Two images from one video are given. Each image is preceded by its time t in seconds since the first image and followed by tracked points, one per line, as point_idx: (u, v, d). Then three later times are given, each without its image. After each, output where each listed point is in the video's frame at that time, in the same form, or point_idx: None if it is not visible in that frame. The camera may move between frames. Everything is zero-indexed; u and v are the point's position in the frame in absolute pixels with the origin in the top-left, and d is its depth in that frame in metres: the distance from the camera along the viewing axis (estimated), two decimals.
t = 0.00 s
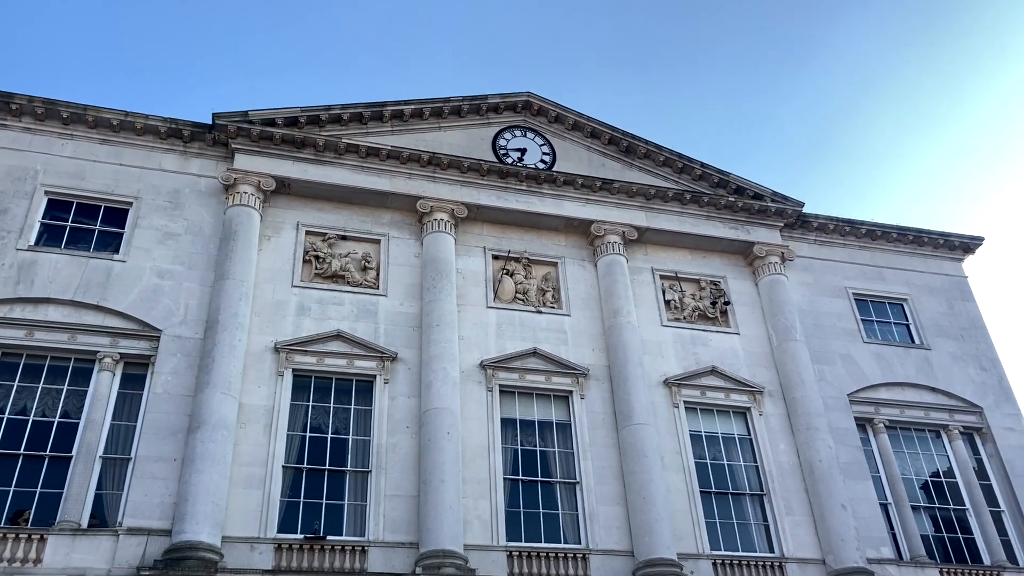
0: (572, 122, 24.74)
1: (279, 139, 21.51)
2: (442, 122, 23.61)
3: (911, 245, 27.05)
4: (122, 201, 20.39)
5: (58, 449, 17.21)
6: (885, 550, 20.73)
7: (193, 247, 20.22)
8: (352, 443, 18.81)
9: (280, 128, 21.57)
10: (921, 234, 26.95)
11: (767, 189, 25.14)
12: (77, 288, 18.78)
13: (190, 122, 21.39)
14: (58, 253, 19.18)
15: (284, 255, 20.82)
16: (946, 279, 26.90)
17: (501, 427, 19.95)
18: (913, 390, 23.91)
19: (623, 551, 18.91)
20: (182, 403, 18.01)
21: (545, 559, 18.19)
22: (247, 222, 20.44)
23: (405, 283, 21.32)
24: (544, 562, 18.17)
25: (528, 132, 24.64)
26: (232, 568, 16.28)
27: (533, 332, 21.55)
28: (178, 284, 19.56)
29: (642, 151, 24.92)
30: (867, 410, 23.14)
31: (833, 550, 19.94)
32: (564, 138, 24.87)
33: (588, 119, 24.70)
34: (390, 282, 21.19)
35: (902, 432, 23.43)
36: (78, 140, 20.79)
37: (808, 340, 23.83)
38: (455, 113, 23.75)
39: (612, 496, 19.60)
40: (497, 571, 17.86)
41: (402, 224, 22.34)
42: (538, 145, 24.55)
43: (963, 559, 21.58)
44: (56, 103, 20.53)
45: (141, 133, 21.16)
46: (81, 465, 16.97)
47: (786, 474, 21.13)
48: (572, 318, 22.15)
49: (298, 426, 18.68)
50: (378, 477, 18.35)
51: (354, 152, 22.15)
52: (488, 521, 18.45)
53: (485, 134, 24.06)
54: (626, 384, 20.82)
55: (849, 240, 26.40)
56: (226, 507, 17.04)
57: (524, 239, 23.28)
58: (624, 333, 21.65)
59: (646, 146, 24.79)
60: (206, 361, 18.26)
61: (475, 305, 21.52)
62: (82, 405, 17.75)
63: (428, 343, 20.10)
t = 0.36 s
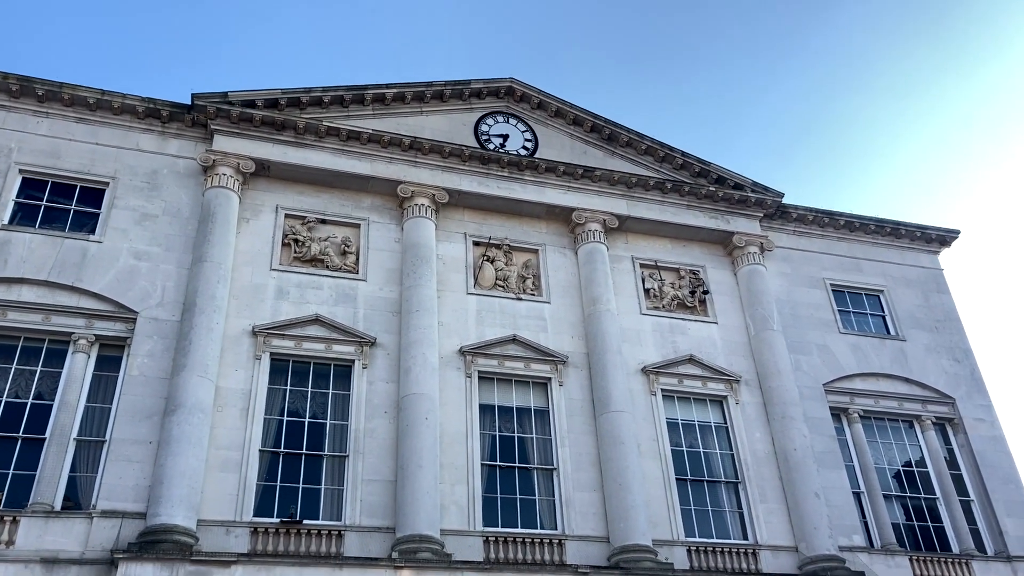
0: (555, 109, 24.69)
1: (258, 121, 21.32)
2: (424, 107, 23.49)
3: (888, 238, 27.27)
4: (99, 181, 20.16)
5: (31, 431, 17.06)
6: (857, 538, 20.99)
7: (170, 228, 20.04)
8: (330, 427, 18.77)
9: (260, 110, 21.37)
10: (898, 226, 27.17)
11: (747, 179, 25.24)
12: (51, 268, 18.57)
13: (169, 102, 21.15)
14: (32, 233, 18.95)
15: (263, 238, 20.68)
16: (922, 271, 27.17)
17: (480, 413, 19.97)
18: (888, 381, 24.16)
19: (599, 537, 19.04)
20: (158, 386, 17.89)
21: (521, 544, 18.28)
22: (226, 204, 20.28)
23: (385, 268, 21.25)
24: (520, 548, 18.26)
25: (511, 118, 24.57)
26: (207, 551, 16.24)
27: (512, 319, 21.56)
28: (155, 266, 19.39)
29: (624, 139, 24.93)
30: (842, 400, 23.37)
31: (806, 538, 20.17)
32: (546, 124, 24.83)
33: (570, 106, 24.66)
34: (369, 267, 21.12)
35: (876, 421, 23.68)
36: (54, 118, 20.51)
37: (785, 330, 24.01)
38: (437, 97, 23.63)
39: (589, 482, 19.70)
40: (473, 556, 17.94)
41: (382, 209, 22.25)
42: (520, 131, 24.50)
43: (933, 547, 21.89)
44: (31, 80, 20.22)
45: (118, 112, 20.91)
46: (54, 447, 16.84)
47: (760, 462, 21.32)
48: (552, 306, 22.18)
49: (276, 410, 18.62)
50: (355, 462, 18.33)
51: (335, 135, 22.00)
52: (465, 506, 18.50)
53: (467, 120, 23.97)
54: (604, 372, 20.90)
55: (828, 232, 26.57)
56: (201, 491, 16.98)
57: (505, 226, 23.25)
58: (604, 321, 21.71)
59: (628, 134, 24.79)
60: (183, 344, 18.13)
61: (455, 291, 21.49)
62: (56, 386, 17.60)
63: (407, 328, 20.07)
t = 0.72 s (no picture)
0: (538, 94, 24.62)
1: (238, 100, 21.11)
2: (405, 89, 23.34)
3: (866, 229, 27.48)
4: (74, 158, 19.91)
5: (3, 410, 16.91)
6: (828, 525, 21.26)
7: (147, 207, 19.84)
8: (307, 410, 18.73)
9: (240, 89, 21.16)
10: (876, 218, 27.38)
11: (728, 168, 25.32)
12: (25, 246, 18.35)
13: (147, 79, 20.89)
14: (6, 209, 18.70)
15: (241, 218, 20.53)
16: (899, 263, 27.41)
17: (457, 398, 19.98)
18: (862, 370, 24.41)
19: (574, 521, 19.16)
20: (133, 366, 17.76)
21: (496, 528, 18.36)
22: (204, 184, 20.09)
23: (364, 251, 21.17)
24: (496, 531, 18.35)
25: (493, 103, 24.48)
26: (181, 532, 16.19)
27: (491, 304, 21.56)
28: (131, 245, 19.20)
29: (606, 126, 24.91)
30: (817, 389, 23.58)
31: (778, 524, 20.39)
32: (529, 109, 24.76)
33: (553, 91, 24.59)
34: (348, 250, 21.02)
35: (850, 410, 23.92)
36: (29, 93, 20.21)
37: (763, 318, 24.17)
38: (419, 80, 23.49)
39: (565, 467, 19.80)
40: (449, 539, 17.99)
41: (362, 191, 22.13)
42: (502, 115, 24.42)
43: (902, 535, 22.21)
44: (5, 54, 19.90)
45: (95, 88, 20.63)
46: (26, 426, 16.70)
47: (735, 449, 21.50)
48: (531, 291, 22.19)
49: (252, 392, 18.54)
50: (331, 445, 18.30)
51: (316, 116, 21.82)
52: (441, 489, 18.53)
53: (449, 103, 23.86)
54: (582, 358, 20.96)
55: (806, 221, 26.73)
56: (176, 472, 16.90)
57: (485, 210, 23.20)
58: (582, 307, 21.75)
59: (610, 120, 24.78)
60: (159, 324, 17.99)
61: (435, 275, 21.44)
62: (29, 365, 17.43)
63: (386, 312, 20.01)
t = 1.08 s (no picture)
0: (514, 77, 24.52)
1: (210, 75, 20.81)
2: (380, 68, 23.14)
3: (836, 219, 27.73)
4: (40, 130, 19.56)
5: None
6: (791, 510, 21.56)
7: (114, 182, 19.55)
8: (275, 389, 18.62)
9: (212, 64, 20.85)
10: (846, 208, 27.64)
11: (701, 155, 25.41)
12: None
13: (116, 52, 20.52)
14: None
15: (211, 195, 20.29)
16: (867, 253, 27.72)
17: (427, 380, 19.95)
18: (828, 359, 24.70)
19: (541, 504, 19.26)
20: (99, 342, 17.54)
21: (463, 510, 18.42)
22: (173, 159, 19.82)
23: (336, 230, 21.03)
24: (463, 513, 18.41)
25: (469, 84, 24.36)
26: (145, 511, 16.06)
27: (463, 286, 21.52)
28: (97, 220, 18.92)
29: (582, 111, 24.89)
30: (784, 376, 23.83)
31: (742, 509, 20.64)
32: (505, 92, 24.66)
33: (530, 74, 24.50)
34: (319, 229, 20.87)
35: (816, 398, 24.22)
36: None
37: (732, 306, 24.37)
38: (394, 59, 23.30)
39: (534, 450, 19.88)
40: (416, 520, 18.01)
41: (335, 170, 21.96)
42: (478, 97, 24.31)
43: (863, 520, 22.58)
44: None
45: (62, 59, 20.24)
46: None
47: (702, 435, 21.71)
48: (503, 275, 22.18)
49: (220, 371, 18.40)
50: (299, 425, 18.23)
51: (289, 93, 21.58)
52: (409, 471, 18.53)
53: (424, 83, 23.69)
54: (553, 342, 21.02)
55: (778, 211, 26.93)
56: (141, 450, 16.75)
57: (459, 192, 23.11)
58: (554, 292, 21.79)
59: (586, 105, 24.76)
60: (125, 301, 17.76)
61: (407, 257, 21.36)
62: None
63: (356, 293, 19.91)
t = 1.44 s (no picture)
0: (482, 55, 24.35)
1: (171, 43, 20.37)
2: (347, 42, 22.85)
3: (797, 208, 28.04)
4: None
5: None
6: (743, 493, 21.91)
7: (69, 149, 19.12)
8: (232, 364, 18.44)
9: (173, 31, 20.41)
10: (807, 197, 27.96)
11: (667, 141, 25.50)
12: None
13: (73, 15, 20.00)
14: None
15: (170, 165, 19.93)
16: (826, 243, 28.09)
17: (387, 358, 19.87)
18: (785, 346, 25.04)
19: (498, 483, 19.34)
20: (50, 313, 17.21)
21: (420, 488, 18.43)
22: (131, 127, 19.41)
23: (297, 205, 20.80)
24: (420, 491, 18.43)
25: (436, 61, 24.16)
26: (96, 484, 15.85)
27: (426, 265, 21.43)
28: (51, 187, 18.50)
29: (549, 92, 24.83)
30: (741, 361, 24.12)
31: (696, 491, 20.92)
32: (472, 70, 24.49)
33: (498, 53, 24.36)
34: (281, 204, 20.62)
35: (771, 383, 24.56)
36: None
37: (693, 291, 24.58)
38: (361, 33, 23.01)
39: (492, 430, 19.93)
40: (372, 498, 17.99)
41: (298, 144, 21.68)
42: (445, 75, 24.12)
43: (813, 504, 23.03)
44: None
45: (16, 21, 19.69)
46: None
47: (659, 417, 21.92)
48: (466, 255, 22.11)
49: (176, 344, 18.17)
50: (256, 401, 18.07)
51: (252, 63, 21.22)
52: (366, 448, 18.47)
53: (391, 59, 23.44)
54: (514, 323, 21.04)
55: (740, 198, 27.16)
56: (92, 423, 16.49)
57: (423, 170, 22.96)
58: (517, 273, 21.79)
59: (554, 87, 24.69)
60: (79, 271, 17.42)
61: (369, 234, 21.20)
62: None
63: (317, 269, 19.73)
